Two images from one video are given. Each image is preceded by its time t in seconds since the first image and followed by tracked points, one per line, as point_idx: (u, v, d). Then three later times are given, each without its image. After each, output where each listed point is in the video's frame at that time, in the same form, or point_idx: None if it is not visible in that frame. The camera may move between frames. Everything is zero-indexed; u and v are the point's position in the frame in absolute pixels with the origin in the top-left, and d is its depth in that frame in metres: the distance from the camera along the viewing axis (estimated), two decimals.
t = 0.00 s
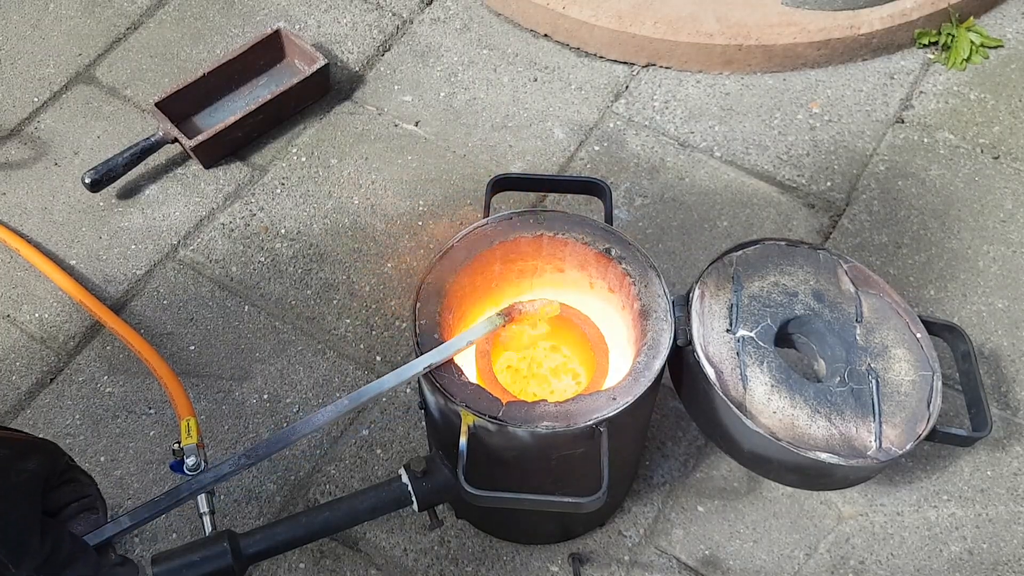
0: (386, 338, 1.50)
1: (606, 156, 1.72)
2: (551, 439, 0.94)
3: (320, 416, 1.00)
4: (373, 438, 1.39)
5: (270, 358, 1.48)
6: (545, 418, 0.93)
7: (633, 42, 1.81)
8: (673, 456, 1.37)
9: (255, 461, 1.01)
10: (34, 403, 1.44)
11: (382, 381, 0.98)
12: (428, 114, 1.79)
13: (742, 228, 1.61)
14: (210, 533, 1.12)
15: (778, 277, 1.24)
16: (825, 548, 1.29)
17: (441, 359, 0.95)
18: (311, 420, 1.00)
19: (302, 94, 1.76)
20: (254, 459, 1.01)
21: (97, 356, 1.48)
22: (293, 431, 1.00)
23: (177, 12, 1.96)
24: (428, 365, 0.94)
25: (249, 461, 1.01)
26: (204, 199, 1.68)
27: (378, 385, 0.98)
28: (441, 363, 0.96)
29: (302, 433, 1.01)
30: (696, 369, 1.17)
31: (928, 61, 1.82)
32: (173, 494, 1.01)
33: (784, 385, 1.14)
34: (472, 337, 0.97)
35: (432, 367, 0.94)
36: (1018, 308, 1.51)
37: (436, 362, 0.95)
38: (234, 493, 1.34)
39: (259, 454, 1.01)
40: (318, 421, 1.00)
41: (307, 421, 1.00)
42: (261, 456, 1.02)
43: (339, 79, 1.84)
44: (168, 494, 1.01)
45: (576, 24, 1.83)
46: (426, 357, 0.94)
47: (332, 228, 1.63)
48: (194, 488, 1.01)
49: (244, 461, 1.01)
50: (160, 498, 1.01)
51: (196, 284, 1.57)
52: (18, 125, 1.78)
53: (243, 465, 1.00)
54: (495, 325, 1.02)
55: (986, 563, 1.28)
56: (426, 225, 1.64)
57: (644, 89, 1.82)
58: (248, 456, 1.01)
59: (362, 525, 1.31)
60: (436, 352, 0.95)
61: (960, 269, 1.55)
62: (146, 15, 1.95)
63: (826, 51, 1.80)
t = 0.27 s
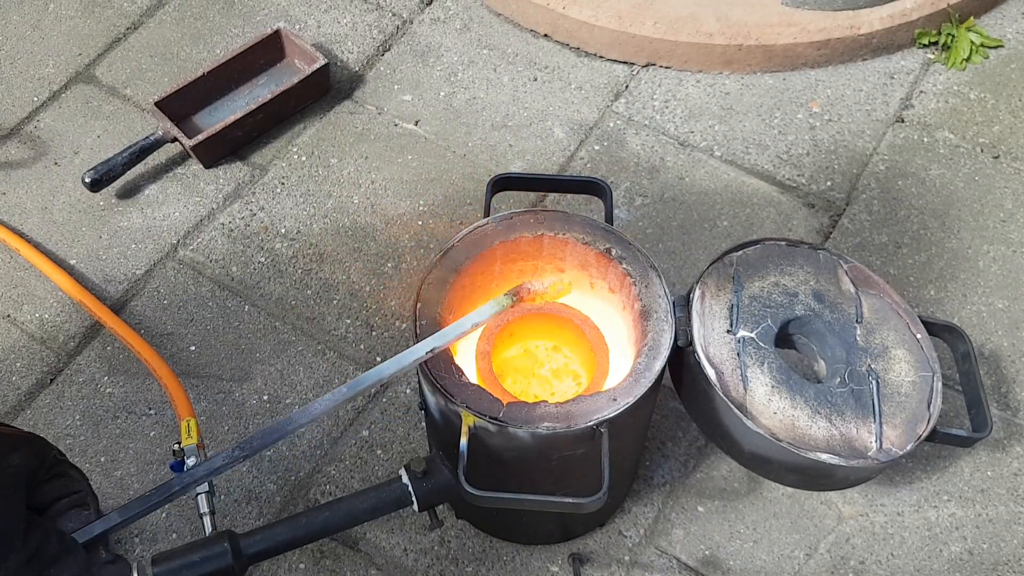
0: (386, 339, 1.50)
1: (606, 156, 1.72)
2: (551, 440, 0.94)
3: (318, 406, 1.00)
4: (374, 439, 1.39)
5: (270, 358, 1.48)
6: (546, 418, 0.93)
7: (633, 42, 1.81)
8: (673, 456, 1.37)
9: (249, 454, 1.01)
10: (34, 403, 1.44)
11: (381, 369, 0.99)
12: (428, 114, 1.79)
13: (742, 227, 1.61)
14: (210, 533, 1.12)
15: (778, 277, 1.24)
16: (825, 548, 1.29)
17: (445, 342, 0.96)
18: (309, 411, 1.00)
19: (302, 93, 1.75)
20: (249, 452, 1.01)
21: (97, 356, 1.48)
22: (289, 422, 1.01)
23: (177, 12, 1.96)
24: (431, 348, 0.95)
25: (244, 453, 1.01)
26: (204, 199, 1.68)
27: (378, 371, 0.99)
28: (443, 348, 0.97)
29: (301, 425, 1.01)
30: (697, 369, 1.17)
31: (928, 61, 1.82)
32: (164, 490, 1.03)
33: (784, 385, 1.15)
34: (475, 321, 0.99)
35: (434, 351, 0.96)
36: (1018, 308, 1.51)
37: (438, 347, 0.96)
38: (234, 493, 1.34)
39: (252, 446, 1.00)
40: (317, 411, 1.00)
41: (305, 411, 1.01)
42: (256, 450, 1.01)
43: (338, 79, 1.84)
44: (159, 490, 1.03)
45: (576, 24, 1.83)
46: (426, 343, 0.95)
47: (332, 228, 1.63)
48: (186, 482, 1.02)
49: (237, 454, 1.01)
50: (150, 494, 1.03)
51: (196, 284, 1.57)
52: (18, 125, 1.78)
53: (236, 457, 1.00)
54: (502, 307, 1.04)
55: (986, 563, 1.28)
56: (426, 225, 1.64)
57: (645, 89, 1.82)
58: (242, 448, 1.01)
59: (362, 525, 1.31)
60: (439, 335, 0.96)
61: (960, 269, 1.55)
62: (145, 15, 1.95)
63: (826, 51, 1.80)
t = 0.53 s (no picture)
0: (386, 339, 1.50)
1: (606, 156, 1.71)
2: (551, 440, 0.94)
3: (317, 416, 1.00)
4: (374, 439, 1.39)
5: (270, 358, 1.48)
6: (546, 419, 0.93)
7: (633, 42, 1.81)
8: (673, 456, 1.37)
9: (249, 459, 1.01)
10: (34, 403, 1.44)
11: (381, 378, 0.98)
12: (428, 114, 1.79)
13: (742, 227, 1.61)
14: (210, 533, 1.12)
15: (778, 277, 1.24)
16: (825, 548, 1.29)
17: (443, 354, 0.94)
18: (310, 417, 1.00)
19: (302, 93, 1.75)
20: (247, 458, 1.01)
21: (97, 356, 1.48)
22: (289, 428, 1.00)
23: (177, 12, 1.96)
24: (429, 360, 0.94)
25: (243, 460, 1.01)
26: (203, 199, 1.67)
27: (377, 381, 0.98)
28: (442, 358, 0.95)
29: (299, 431, 1.01)
30: (697, 369, 1.17)
31: (928, 61, 1.82)
32: (163, 495, 1.02)
33: (784, 385, 1.14)
34: (476, 332, 0.97)
35: (433, 362, 0.94)
36: (1018, 308, 1.51)
37: (437, 357, 0.94)
38: (234, 493, 1.34)
39: (253, 453, 1.00)
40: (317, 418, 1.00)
41: (305, 418, 1.01)
42: (255, 455, 1.02)
43: (338, 79, 1.84)
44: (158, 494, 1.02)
45: (576, 24, 1.83)
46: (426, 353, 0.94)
47: (332, 228, 1.63)
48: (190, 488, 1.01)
49: (236, 460, 1.01)
50: (149, 498, 1.02)
51: (196, 284, 1.57)
52: (18, 125, 1.78)
53: (237, 463, 1.01)
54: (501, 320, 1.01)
55: (986, 563, 1.28)
56: (426, 225, 1.63)
57: (645, 89, 1.82)
58: (242, 454, 1.01)
59: (362, 525, 1.31)
60: (438, 348, 0.94)
61: (960, 269, 1.55)
62: (145, 15, 1.95)
63: (826, 51, 1.80)
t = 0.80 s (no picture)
0: (386, 339, 1.50)
1: (606, 156, 1.71)
2: (551, 440, 0.94)
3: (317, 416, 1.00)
4: (374, 439, 1.39)
5: (270, 359, 1.48)
6: (546, 419, 0.93)
7: (633, 42, 1.81)
8: (673, 456, 1.37)
9: (249, 459, 1.01)
10: (34, 403, 1.44)
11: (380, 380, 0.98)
12: (428, 114, 1.79)
13: (742, 228, 1.61)
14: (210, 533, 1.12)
15: (778, 277, 1.24)
16: (825, 548, 1.29)
17: (439, 358, 0.94)
18: (309, 418, 1.00)
19: (302, 93, 1.75)
20: (248, 458, 1.01)
21: (97, 357, 1.48)
22: (289, 428, 1.00)
23: (177, 12, 1.96)
24: (425, 364, 0.94)
25: (244, 458, 1.01)
26: (204, 199, 1.68)
27: (376, 383, 0.98)
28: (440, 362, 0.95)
29: (299, 433, 1.01)
30: (696, 369, 1.17)
31: (928, 61, 1.82)
32: (164, 492, 1.01)
33: (784, 386, 1.14)
34: (472, 337, 0.98)
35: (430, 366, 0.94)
36: (1018, 308, 1.51)
37: (433, 361, 0.94)
38: (234, 493, 1.34)
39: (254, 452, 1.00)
40: (316, 420, 1.00)
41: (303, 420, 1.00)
42: (256, 455, 1.01)
43: (338, 79, 1.84)
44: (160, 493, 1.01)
45: (576, 24, 1.83)
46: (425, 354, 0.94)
47: (332, 228, 1.63)
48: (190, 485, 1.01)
49: (238, 459, 1.01)
50: (150, 496, 1.01)
51: (196, 284, 1.57)
52: (18, 125, 1.78)
53: (238, 462, 1.00)
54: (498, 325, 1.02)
55: (986, 563, 1.28)
56: (426, 225, 1.63)
57: (645, 89, 1.82)
58: (243, 453, 1.01)
59: (362, 525, 1.31)
60: (435, 351, 0.95)
61: (960, 269, 1.55)
62: (145, 15, 1.95)
63: (826, 51, 1.80)
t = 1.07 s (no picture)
0: (386, 339, 1.50)
1: (606, 156, 1.72)
2: (551, 440, 0.94)
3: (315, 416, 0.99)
4: (374, 438, 1.39)
5: (270, 359, 1.48)
6: (546, 418, 0.93)
7: (633, 42, 1.81)
8: (673, 456, 1.38)
9: (248, 459, 1.00)
10: (34, 403, 1.44)
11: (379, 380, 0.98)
12: (428, 114, 1.79)
13: (742, 227, 1.61)
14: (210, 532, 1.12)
15: (778, 277, 1.24)
16: (825, 548, 1.29)
17: (438, 359, 0.94)
18: (307, 419, 0.99)
19: (302, 93, 1.75)
20: (246, 458, 1.01)
21: (97, 357, 1.48)
22: (288, 428, 0.99)
23: (177, 12, 1.96)
24: (425, 365, 0.94)
25: (242, 458, 1.00)
26: (204, 199, 1.68)
27: (375, 384, 0.98)
28: (439, 363, 0.95)
29: (298, 433, 1.00)
30: (696, 369, 1.17)
31: (928, 61, 1.82)
32: (162, 490, 1.01)
33: (784, 385, 1.14)
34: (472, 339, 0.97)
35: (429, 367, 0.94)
36: (1018, 308, 1.51)
37: (433, 362, 0.94)
38: (234, 493, 1.34)
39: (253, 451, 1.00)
40: (315, 419, 0.99)
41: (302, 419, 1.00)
42: (254, 455, 1.01)
43: (338, 79, 1.84)
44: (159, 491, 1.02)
45: (576, 24, 1.83)
46: (423, 356, 0.94)
47: (332, 228, 1.63)
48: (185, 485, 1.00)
49: (236, 458, 1.00)
50: (149, 494, 1.01)
51: (196, 284, 1.57)
52: (18, 125, 1.78)
53: (236, 461, 1.00)
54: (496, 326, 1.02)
55: (986, 563, 1.28)
56: (426, 225, 1.63)
57: (645, 89, 1.82)
58: (241, 452, 1.00)
59: (362, 525, 1.31)
60: (434, 353, 0.95)
61: (960, 269, 1.55)
62: (145, 15, 1.95)
63: (826, 51, 1.80)
